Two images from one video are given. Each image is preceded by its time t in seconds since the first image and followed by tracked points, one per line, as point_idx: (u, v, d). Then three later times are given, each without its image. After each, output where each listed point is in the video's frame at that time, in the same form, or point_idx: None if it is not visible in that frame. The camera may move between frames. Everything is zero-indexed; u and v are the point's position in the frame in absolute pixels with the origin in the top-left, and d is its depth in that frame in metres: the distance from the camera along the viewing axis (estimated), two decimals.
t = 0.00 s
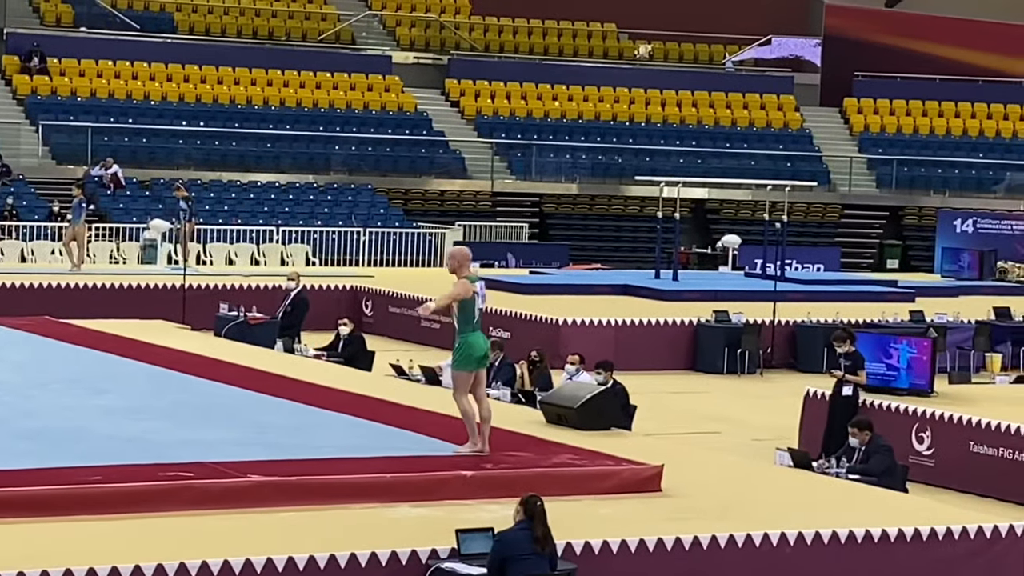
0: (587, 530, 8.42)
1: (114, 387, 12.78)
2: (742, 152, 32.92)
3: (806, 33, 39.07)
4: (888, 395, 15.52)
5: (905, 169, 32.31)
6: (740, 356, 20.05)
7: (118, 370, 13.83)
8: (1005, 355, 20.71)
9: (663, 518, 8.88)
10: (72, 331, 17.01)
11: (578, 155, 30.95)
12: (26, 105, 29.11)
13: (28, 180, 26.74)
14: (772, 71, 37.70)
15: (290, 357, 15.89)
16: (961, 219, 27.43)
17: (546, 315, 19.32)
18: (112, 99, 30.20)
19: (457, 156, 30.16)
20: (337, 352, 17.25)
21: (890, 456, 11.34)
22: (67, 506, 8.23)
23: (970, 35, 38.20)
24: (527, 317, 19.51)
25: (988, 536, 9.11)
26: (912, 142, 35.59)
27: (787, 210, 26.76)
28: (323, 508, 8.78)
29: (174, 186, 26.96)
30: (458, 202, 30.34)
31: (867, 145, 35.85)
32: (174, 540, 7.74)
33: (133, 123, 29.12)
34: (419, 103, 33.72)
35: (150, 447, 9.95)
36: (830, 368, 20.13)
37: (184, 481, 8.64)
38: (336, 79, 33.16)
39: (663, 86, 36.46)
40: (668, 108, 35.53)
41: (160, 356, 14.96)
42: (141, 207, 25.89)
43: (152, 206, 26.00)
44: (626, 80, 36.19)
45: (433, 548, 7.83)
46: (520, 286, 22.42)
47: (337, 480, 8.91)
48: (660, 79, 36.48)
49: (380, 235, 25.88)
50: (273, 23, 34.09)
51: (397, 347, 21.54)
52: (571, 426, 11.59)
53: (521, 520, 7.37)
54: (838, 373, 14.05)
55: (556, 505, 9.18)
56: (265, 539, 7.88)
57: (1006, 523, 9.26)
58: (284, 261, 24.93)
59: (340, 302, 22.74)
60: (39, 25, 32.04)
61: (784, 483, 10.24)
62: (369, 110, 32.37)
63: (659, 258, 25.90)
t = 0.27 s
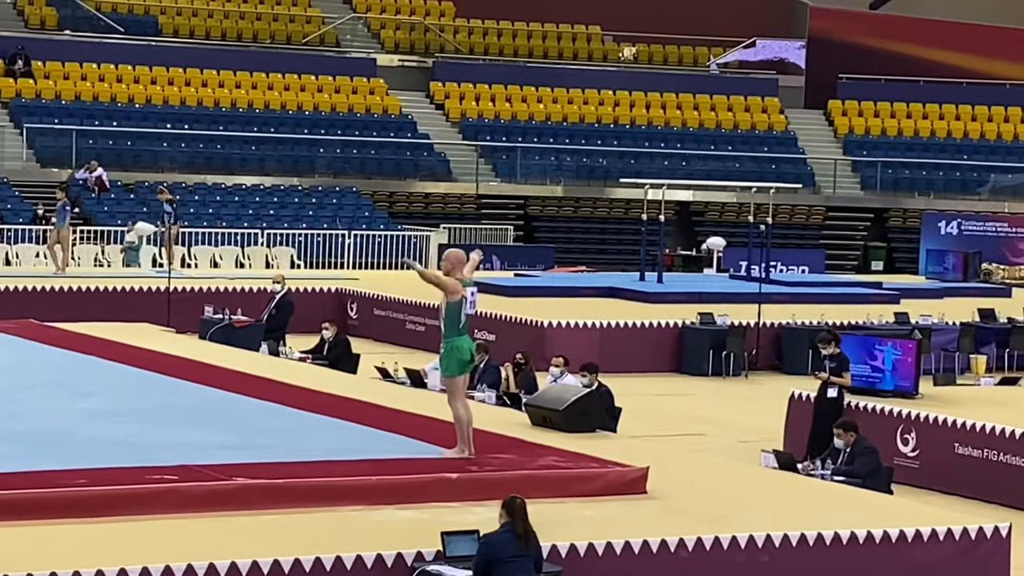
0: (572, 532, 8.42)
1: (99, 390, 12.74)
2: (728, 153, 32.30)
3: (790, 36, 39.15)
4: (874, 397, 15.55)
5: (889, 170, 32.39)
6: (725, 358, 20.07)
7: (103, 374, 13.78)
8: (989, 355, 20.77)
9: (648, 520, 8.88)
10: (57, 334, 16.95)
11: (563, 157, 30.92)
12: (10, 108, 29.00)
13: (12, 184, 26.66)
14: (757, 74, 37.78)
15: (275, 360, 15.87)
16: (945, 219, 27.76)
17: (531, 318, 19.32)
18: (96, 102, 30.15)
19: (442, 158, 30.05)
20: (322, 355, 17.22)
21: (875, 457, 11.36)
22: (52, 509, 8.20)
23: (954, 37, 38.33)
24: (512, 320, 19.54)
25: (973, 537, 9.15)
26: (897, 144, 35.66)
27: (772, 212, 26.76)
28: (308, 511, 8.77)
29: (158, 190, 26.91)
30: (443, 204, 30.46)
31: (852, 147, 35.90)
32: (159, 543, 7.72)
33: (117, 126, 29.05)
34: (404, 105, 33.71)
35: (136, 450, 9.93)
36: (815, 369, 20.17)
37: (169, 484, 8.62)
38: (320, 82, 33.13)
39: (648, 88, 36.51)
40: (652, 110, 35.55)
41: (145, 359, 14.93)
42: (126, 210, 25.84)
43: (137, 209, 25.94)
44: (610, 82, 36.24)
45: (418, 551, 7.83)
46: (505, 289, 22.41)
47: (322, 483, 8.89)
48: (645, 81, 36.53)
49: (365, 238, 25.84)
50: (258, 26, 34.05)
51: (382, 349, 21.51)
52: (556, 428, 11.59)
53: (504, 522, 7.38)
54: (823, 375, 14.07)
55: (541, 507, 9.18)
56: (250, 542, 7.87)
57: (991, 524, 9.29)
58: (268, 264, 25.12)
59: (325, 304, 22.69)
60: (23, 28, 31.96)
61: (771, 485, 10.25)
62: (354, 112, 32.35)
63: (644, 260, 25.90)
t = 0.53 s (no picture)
0: (563, 533, 8.43)
1: (90, 393, 12.72)
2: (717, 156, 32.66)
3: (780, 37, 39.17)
4: (864, 397, 15.57)
5: (879, 171, 32.39)
6: (716, 359, 20.08)
7: (93, 376, 13.77)
8: (980, 355, 20.78)
9: (639, 521, 8.89)
10: (47, 336, 16.92)
11: (554, 159, 30.87)
12: None
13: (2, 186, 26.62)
14: (747, 75, 37.82)
15: (266, 362, 15.86)
16: (934, 220, 27.91)
17: (522, 319, 19.33)
18: (86, 104, 30.11)
19: (432, 160, 29.98)
20: (313, 357, 17.20)
21: (866, 458, 11.38)
22: (43, 512, 8.19)
23: (945, 38, 38.38)
24: (503, 321, 19.55)
25: (964, 538, 9.17)
26: (887, 145, 35.66)
27: (762, 214, 26.75)
28: (299, 513, 8.76)
29: (149, 192, 26.88)
30: (434, 206, 30.58)
31: (842, 148, 35.92)
32: (150, 545, 7.72)
33: (107, 128, 29.01)
34: (394, 107, 33.68)
35: (126, 452, 9.91)
36: (805, 370, 20.19)
37: (160, 486, 8.61)
38: (310, 84, 33.09)
39: (638, 89, 36.52)
40: (643, 111, 35.55)
41: (135, 361, 14.90)
42: (116, 212, 25.81)
43: (127, 211, 25.89)
44: (600, 83, 36.25)
45: (410, 552, 7.83)
46: (495, 290, 22.40)
47: (313, 484, 8.89)
48: (635, 82, 36.56)
49: (354, 239, 25.82)
50: (248, 28, 34.02)
51: (372, 351, 21.50)
52: (546, 429, 11.59)
53: (492, 524, 7.39)
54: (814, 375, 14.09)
55: (532, 508, 9.18)
56: (241, 544, 7.87)
57: (981, 525, 9.30)
58: (258, 266, 24.85)
59: (315, 306, 22.68)
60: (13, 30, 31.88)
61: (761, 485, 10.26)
62: (344, 114, 32.33)
63: (634, 263, 25.90)
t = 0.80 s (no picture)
0: (558, 534, 8.43)
1: (84, 394, 12.72)
2: (712, 155, 32.61)
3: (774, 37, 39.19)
4: (859, 397, 15.57)
5: (874, 171, 32.44)
6: (710, 359, 20.09)
7: (86, 377, 13.76)
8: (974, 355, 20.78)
9: (634, 522, 8.89)
10: (42, 338, 16.90)
11: (548, 159, 30.90)
12: None
13: None
14: (741, 75, 37.87)
15: (260, 363, 15.86)
16: (928, 219, 27.99)
17: (516, 319, 19.33)
18: (80, 106, 30.10)
19: (426, 161, 30.17)
20: (307, 358, 17.19)
21: (861, 458, 11.38)
22: (38, 514, 8.18)
23: (939, 37, 38.41)
24: (498, 321, 19.54)
25: (958, 537, 9.18)
26: (881, 145, 35.70)
27: (757, 213, 26.76)
28: (294, 514, 8.76)
29: (143, 193, 26.87)
30: (428, 207, 30.53)
31: (836, 147, 35.94)
32: (144, 547, 7.71)
33: (102, 130, 29.00)
34: (389, 108, 33.68)
35: (121, 454, 9.90)
36: (800, 370, 20.20)
37: (155, 488, 8.61)
38: (305, 85, 33.07)
39: (632, 89, 36.54)
40: (637, 112, 35.57)
41: (130, 362, 14.89)
42: (110, 214, 25.80)
43: (121, 212, 25.88)
44: (594, 84, 36.27)
45: (405, 553, 7.83)
46: (490, 291, 22.40)
47: (309, 485, 8.89)
48: (629, 82, 36.58)
49: (348, 240, 25.79)
50: (243, 29, 34.02)
51: (366, 352, 21.50)
52: (541, 430, 11.59)
53: (488, 524, 7.39)
54: (808, 375, 14.09)
55: (527, 509, 9.18)
56: (236, 545, 7.86)
57: (977, 524, 9.31)
58: (253, 267, 24.92)
59: (310, 308, 22.69)
60: (7, 32, 31.85)
61: (756, 486, 10.26)
62: (339, 115, 32.33)
63: (630, 262, 25.88)
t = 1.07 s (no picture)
0: (557, 534, 8.42)
1: (82, 395, 12.71)
2: (709, 154, 32.68)
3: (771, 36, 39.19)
4: (857, 396, 15.57)
5: (871, 169, 32.52)
6: (709, 358, 20.09)
7: (84, 378, 13.75)
8: (973, 354, 20.85)
9: (632, 521, 8.88)
10: (40, 339, 16.88)
11: (546, 159, 30.92)
12: None
13: None
14: (738, 73, 37.87)
15: (258, 363, 15.86)
16: (925, 217, 28.08)
17: (514, 319, 19.32)
18: (78, 106, 30.09)
19: (424, 161, 30.13)
20: (305, 358, 17.19)
21: (859, 457, 11.38)
22: (36, 515, 8.18)
23: (936, 36, 38.42)
24: (496, 321, 19.54)
25: (958, 536, 9.17)
26: (878, 143, 35.71)
27: (754, 212, 26.75)
28: (293, 514, 8.76)
29: (141, 194, 26.84)
30: (425, 206, 30.49)
31: (834, 146, 35.94)
32: (143, 548, 7.70)
33: (99, 131, 28.97)
34: (386, 107, 33.66)
35: (119, 455, 9.90)
36: (798, 369, 20.19)
37: (153, 489, 8.60)
38: (302, 84, 33.06)
39: (630, 89, 36.53)
40: (634, 110, 35.57)
41: (128, 363, 14.87)
42: (108, 214, 25.77)
43: (119, 213, 25.87)
44: (591, 83, 36.27)
45: (404, 553, 7.82)
46: (488, 290, 22.39)
47: (307, 486, 8.88)
48: (626, 81, 36.56)
49: (346, 239, 25.76)
50: (240, 29, 34.00)
51: (364, 351, 21.49)
52: (539, 429, 11.59)
53: (487, 524, 7.39)
54: (806, 374, 14.08)
55: (526, 508, 9.18)
56: (234, 545, 7.85)
57: (976, 522, 9.32)
58: (250, 267, 24.89)
59: (308, 308, 22.69)
60: (4, 32, 31.80)
61: (755, 484, 10.25)
62: (336, 115, 32.30)
63: (628, 261, 25.87)
